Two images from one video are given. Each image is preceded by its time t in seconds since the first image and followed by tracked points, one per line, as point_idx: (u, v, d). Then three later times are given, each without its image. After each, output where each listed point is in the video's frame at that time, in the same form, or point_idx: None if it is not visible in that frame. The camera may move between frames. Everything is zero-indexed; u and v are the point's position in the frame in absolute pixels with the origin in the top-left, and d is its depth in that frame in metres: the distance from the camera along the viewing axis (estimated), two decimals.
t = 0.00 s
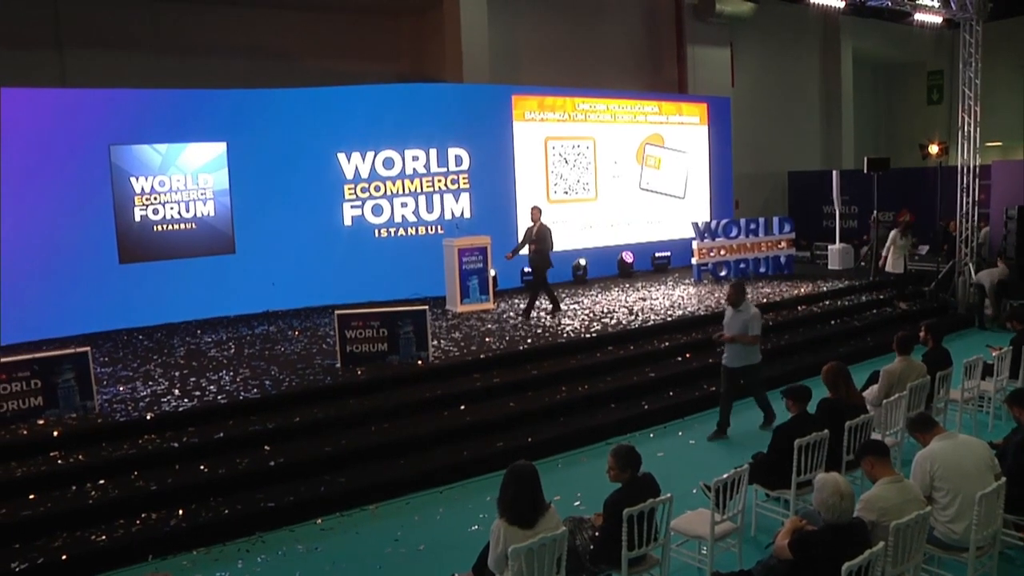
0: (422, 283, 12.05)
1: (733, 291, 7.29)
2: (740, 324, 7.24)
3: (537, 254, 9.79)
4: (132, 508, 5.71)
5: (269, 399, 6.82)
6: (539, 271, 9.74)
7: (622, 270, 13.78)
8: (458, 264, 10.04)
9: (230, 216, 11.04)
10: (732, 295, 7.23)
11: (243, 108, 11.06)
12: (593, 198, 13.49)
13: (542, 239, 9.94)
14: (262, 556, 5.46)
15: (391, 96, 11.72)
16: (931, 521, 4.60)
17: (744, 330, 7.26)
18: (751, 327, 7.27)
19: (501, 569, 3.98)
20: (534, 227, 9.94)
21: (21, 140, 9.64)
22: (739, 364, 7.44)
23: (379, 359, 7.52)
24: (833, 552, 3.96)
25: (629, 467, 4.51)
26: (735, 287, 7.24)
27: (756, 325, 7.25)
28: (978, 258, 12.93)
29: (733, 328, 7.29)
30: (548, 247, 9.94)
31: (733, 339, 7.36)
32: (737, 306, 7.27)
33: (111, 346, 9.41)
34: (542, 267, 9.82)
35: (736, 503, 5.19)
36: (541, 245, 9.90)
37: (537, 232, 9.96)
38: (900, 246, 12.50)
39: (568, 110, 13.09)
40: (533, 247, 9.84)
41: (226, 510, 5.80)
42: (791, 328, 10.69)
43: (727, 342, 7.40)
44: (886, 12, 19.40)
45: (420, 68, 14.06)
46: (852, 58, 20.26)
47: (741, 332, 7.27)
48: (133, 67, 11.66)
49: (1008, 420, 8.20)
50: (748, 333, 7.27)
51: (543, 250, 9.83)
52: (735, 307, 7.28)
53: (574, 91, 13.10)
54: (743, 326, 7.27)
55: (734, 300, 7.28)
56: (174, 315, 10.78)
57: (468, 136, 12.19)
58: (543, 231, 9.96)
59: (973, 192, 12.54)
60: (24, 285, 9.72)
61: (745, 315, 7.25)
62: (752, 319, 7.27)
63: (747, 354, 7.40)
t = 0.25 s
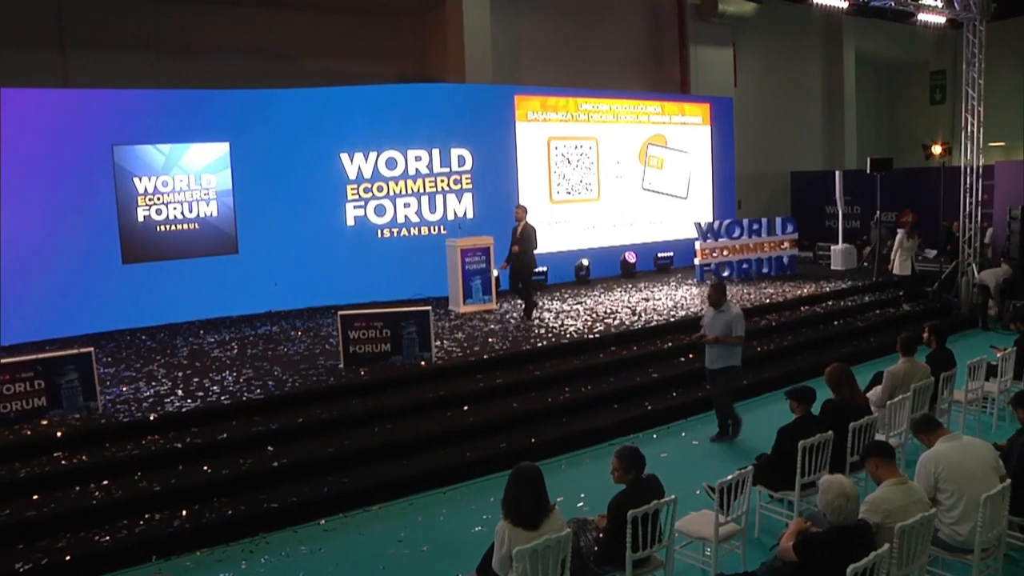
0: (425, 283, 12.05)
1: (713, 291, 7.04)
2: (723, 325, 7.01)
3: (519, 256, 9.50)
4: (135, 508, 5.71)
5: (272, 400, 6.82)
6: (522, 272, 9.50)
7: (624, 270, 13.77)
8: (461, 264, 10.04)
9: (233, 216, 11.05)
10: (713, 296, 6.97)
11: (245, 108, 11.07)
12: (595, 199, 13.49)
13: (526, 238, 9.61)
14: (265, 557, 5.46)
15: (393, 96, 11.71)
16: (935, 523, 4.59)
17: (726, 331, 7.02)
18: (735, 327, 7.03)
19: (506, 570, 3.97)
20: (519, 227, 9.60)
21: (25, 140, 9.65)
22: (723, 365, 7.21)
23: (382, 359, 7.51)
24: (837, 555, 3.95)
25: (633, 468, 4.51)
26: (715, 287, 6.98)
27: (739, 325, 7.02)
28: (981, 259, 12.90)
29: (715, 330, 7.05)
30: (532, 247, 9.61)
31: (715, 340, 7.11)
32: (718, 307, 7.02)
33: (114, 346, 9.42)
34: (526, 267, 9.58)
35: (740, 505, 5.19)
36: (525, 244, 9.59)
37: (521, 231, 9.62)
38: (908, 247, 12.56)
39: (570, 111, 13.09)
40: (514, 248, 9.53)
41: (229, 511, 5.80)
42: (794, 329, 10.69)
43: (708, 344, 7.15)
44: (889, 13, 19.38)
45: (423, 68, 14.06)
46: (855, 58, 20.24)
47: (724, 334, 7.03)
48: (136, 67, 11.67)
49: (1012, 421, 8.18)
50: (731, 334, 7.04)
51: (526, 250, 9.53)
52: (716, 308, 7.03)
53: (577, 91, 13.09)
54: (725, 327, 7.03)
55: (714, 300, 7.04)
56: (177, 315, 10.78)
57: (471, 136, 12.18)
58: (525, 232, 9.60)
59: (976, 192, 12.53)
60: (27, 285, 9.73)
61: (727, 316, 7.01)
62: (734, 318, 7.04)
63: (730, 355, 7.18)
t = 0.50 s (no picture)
0: (428, 283, 12.04)
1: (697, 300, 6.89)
2: (706, 332, 6.81)
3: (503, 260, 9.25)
4: (139, 509, 5.71)
5: (275, 400, 6.82)
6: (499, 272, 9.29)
7: (627, 270, 13.76)
8: (464, 265, 10.03)
9: (236, 216, 11.05)
10: (697, 302, 6.83)
11: (249, 108, 11.07)
12: (598, 199, 13.47)
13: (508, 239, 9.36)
14: (269, 557, 5.46)
15: (396, 96, 11.70)
16: (941, 525, 4.57)
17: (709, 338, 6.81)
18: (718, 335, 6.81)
19: (510, 571, 3.97)
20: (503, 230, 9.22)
21: (29, 140, 9.65)
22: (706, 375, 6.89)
23: (385, 360, 7.50)
24: (844, 557, 3.94)
25: (638, 469, 4.50)
26: (699, 294, 6.84)
27: (723, 333, 6.81)
28: (985, 259, 12.88)
29: (698, 336, 6.84)
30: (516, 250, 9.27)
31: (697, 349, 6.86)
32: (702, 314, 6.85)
33: (117, 346, 9.41)
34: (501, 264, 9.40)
35: (745, 506, 5.18)
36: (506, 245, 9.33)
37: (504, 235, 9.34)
38: (916, 247, 12.78)
39: (573, 111, 13.07)
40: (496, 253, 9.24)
41: (233, 512, 5.79)
42: (798, 329, 10.67)
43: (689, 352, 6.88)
44: (892, 13, 19.35)
45: (425, 68, 14.05)
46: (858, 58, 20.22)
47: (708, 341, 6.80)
48: (139, 68, 11.67)
49: (1016, 422, 8.16)
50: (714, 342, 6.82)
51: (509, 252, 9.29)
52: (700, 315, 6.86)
53: (580, 92, 13.07)
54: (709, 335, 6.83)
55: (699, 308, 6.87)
56: (180, 315, 10.79)
57: (474, 136, 12.17)
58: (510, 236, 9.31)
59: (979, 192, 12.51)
60: (31, 285, 9.74)
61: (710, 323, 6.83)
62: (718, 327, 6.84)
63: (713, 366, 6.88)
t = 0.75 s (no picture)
0: (432, 283, 12.03)
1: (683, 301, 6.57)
2: (689, 337, 6.57)
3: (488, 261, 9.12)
4: (144, 509, 5.71)
5: (281, 401, 6.81)
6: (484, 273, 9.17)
7: (632, 271, 13.74)
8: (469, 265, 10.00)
9: (241, 216, 11.05)
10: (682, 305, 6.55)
11: (254, 108, 11.07)
12: (603, 199, 13.45)
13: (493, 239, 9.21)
14: (275, 558, 5.45)
15: (401, 96, 11.69)
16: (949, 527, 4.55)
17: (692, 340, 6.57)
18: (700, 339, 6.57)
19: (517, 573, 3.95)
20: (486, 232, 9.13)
21: (34, 140, 9.66)
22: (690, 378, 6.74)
23: (391, 360, 7.50)
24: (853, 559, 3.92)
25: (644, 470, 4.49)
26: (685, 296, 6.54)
27: (707, 338, 6.55)
28: (991, 259, 12.84)
29: (682, 340, 6.61)
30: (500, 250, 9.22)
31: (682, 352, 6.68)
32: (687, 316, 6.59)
33: (122, 346, 9.41)
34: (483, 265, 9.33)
35: (751, 508, 5.16)
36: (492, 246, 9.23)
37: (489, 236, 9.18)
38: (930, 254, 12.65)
39: (578, 111, 13.05)
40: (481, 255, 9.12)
41: (238, 512, 5.79)
42: (803, 329, 10.65)
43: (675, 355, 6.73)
44: (897, 12, 19.31)
45: (430, 68, 14.05)
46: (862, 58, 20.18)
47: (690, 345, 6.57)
48: (144, 68, 11.67)
49: None
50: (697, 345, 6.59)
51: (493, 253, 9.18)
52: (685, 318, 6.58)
53: (585, 92, 13.05)
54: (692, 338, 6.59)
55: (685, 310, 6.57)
56: (185, 314, 10.79)
57: (478, 136, 12.16)
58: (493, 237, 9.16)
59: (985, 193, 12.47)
60: (36, 284, 9.75)
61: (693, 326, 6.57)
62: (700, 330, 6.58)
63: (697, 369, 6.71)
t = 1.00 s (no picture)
0: (439, 283, 12.01)
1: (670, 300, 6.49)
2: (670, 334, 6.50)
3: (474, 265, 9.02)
4: (153, 509, 5.70)
5: (288, 401, 6.80)
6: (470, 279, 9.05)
7: (638, 271, 13.71)
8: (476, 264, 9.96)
9: (248, 215, 11.05)
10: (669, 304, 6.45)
11: (261, 108, 11.08)
12: (610, 199, 13.42)
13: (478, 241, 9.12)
14: (283, 559, 5.44)
15: (407, 96, 11.68)
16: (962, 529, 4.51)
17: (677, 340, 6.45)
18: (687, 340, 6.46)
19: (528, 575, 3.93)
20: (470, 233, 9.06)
21: (42, 139, 9.69)
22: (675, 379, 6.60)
23: (398, 360, 7.48)
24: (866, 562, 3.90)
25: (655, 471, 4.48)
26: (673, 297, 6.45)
27: (686, 338, 6.43)
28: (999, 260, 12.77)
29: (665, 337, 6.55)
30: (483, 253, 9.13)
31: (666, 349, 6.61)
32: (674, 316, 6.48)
33: (129, 346, 9.41)
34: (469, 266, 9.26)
35: (762, 509, 5.14)
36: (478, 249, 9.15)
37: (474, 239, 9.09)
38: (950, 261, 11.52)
39: (585, 111, 13.02)
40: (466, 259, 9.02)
41: (246, 512, 5.78)
42: (811, 330, 10.61)
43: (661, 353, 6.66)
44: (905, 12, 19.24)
45: (436, 67, 14.03)
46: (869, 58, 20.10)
47: (675, 345, 6.44)
48: (150, 67, 11.68)
49: None
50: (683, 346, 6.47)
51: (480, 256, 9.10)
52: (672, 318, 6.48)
53: (591, 91, 13.03)
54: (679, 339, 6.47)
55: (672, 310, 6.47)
56: (192, 314, 10.79)
57: (485, 136, 12.14)
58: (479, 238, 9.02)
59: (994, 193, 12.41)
60: (45, 283, 9.77)
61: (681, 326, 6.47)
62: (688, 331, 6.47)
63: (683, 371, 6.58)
